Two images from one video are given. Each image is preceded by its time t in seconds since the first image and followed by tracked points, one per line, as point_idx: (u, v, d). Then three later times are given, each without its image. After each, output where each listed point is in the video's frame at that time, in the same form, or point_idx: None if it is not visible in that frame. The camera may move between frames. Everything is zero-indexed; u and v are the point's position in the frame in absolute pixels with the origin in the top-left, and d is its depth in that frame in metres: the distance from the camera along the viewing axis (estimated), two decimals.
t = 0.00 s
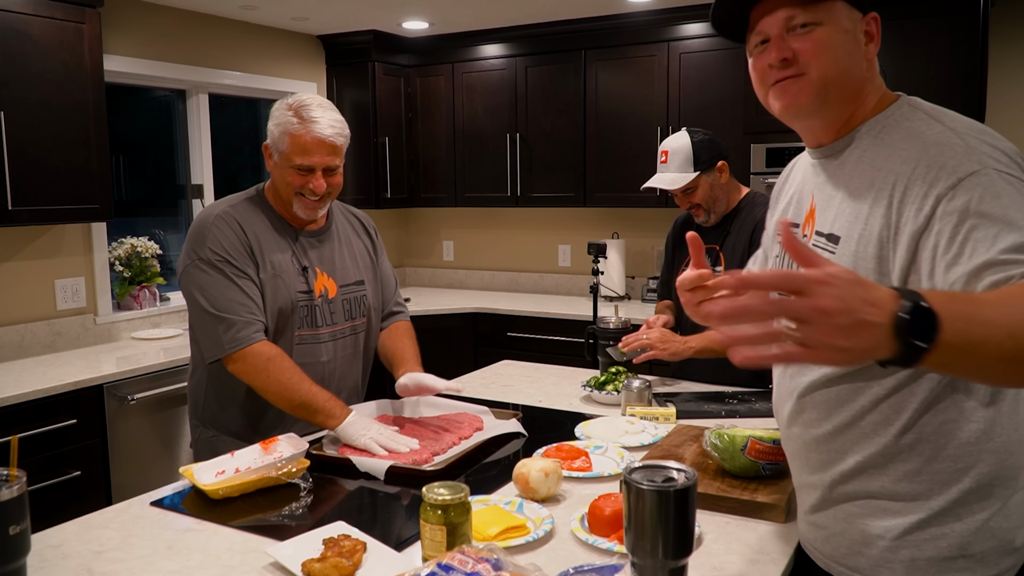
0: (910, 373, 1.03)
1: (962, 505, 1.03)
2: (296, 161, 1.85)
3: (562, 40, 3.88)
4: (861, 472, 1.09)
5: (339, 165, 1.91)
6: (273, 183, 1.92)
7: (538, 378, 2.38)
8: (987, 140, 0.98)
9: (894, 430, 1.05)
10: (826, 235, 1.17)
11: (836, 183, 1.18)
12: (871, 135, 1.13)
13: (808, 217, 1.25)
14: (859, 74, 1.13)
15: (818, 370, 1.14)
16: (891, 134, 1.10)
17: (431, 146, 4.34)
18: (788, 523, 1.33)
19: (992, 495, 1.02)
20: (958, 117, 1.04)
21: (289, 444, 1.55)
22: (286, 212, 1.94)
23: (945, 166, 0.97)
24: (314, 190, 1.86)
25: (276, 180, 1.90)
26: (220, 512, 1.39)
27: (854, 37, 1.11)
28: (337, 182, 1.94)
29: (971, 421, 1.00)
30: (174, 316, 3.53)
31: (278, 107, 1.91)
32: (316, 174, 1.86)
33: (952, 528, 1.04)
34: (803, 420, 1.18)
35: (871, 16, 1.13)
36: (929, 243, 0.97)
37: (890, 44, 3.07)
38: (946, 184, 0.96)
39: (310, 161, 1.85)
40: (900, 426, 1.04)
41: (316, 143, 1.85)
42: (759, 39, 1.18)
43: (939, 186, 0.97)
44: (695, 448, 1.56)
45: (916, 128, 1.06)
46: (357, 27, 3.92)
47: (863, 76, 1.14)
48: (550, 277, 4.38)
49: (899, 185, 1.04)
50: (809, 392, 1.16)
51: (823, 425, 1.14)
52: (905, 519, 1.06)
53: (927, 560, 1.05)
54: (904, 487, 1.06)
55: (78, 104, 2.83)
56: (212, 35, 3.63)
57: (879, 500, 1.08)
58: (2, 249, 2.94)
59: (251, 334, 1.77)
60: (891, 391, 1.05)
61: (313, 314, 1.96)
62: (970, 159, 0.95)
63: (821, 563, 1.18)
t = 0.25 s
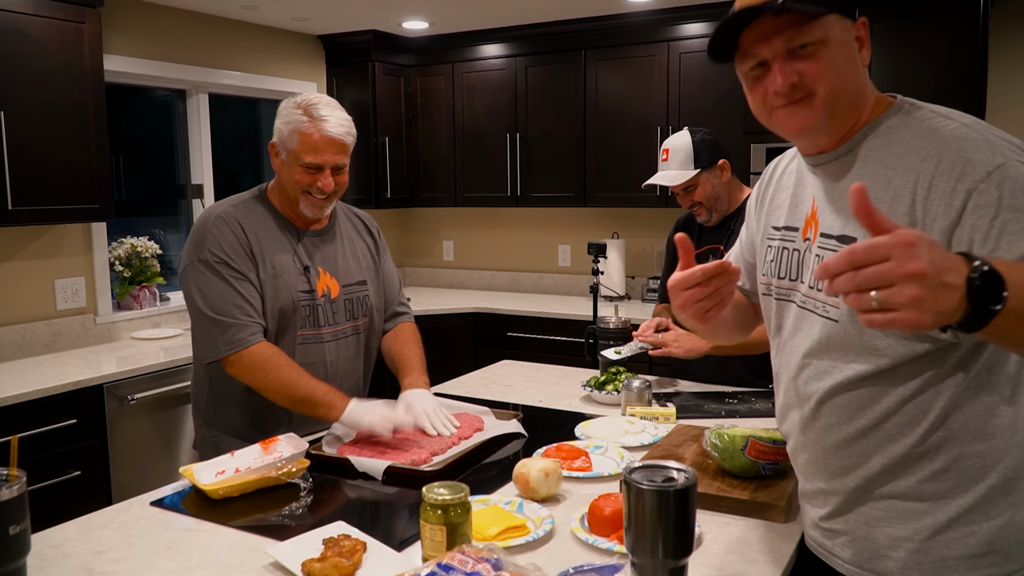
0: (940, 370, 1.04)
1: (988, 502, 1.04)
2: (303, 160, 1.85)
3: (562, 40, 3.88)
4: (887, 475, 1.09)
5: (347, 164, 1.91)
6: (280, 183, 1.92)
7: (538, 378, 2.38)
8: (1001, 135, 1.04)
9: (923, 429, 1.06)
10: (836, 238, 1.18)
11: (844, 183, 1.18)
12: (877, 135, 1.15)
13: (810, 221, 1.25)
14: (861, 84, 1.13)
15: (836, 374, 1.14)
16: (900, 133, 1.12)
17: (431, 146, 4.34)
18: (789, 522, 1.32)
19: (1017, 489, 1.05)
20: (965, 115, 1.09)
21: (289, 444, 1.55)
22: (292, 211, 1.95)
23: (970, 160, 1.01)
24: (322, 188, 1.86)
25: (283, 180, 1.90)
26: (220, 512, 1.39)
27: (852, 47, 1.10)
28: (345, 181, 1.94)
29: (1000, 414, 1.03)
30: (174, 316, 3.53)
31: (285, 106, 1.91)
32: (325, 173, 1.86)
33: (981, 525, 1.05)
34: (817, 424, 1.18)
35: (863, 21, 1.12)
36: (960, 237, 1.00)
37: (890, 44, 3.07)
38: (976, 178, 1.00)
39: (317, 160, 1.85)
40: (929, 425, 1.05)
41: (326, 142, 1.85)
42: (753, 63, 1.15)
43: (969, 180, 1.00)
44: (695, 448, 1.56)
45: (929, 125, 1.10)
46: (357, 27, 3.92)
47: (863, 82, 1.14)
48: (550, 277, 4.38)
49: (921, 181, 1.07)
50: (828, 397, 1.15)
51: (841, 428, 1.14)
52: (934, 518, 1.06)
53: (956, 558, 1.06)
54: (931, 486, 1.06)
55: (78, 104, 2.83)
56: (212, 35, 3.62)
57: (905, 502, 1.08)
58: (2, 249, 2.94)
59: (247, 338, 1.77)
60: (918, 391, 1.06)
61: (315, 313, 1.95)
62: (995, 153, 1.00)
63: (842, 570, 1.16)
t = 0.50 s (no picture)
0: (944, 374, 1.04)
1: (995, 501, 1.05)
2: (313, 162, 1.84)
3: (562, 40, 3.88)
4: (895, 477, 1.09)
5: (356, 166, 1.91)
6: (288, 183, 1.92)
7: (538, 378, 2.38)
8: (996, 137, 1.04)
9: (930, 431, 1.06)
10: (836, 245, 1.17)
11: (840, 189, 1.18)
12: (871, 139, 1.15)
13: (805, 228, 1.24)
14: (849, 87, 1.13)
15: (841, 379, 1.14)
16: (895, 137, 1.13)
17: (431, 146, 4.34)
18: (788, 522, 1.32)
19: None
20: (959, 117, 1.09)
21: (289, 444, 1.55)
22: (297, 210, 1.95)
23: (968, 165, 1.02)
24: (331, 190, 1.86)
25: (292, 180, 1.89)
26: (220, 512, 1.39)
27: (837, 50, 1.11)
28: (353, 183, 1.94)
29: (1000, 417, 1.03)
30: (174, 316, 3.53)
31: (296, 106, 1.90)
32: (334, 175, 1.86)
33: (990, 524, 1.05)
34: (819, 429, 1.18)
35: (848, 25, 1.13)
36: (961, 242, 1.00)
37: (890, 44, 3.07)
38: (975, 182, 1.00)
39: (327, 163, 1.85)
40: (936, 427, 1.05)
41: (337, 145, 1.85)
42: (742, 66, 1.17)
43: (968, 186, 1.00)
44: (695, 448, 1.56)
45: (924, 128, 1.10)
46: (357, 27, 3.92)
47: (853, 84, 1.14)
48: (550, 277, 4.38)
49: (919, 186, 1.07)
50: (835, 402, 1.14)
51: (846, 432, 1.14)
52: (942, 518, 1.07)
53: (965, 557, 1.06)
54: (939, 487, 1.06)
55: (78, 105, 2.84)
56: (212, 35, 3.62)
57: (913, 503, 1.09)
58: (2, 249, 2.94)
59: (253, 336, 1.77)
60: (924, 393, 1.06)
61: (322, 314, 1.95)
62: (992, 156, 1.00)
63: (851, 571, 1.15)
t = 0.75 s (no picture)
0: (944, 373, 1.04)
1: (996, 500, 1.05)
2: (343, 179, 1.84)
3: (562, 40, 3.88)
4: (896, 477, 1.10)
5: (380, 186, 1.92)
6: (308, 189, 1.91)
7: (538, 378, 2.38)
8: (987, 136, 1.04)
9: (930, 431, 1.06)
10: (832, 248, 1.17)
11: (834, 192, 1.19)
12: (863, 143, 1.15)
13: (802, 232, 1.25)
14: (844, 93, 1.14)
15: (842, 379, 1.14)
16: (887, 140, 1.13)
17: (431, 146, 4.34)
18: (788, 523, 1.32)
19: None
20: (951, 117, 1.09)
21: (289, 444, 1.55)
22: (311, 215, 1.95)
23: (959, 165, 1.01)
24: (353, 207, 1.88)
25: (314, 188, 1.89)
26: (220, 512, 1.39)
27: (830, 56, 1.12)
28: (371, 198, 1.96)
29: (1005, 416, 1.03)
30: (174, 316, 3.53)
31: (332, 113, 1.88)
32: (359, 192, 1.88)
33: (992, 523, 1.05)
34: (819, 431, 1.18)
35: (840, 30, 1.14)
36: (953, 242, 1.00)
37: (890, 44, 3.07)
38: (966, 182, 0.99)
39: (358, 181, 1.85)
40: (936, 426, 1.05)
41: (369, 165, 1.85)
42: (737, 76, 1.17)
43: (960, 186, 1.00)
44: (695, 448, 1.56)
45: (916, 131, 1.10)
46: (358, 27, 3.92)
47: (847, 88, 1.15)
48: (550, 277, 4.38)
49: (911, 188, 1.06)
50: (835, 403, 1.15)
51: (847, 434, 1.14)
52: (944, 517, 1.06)
53: (967, 556, 1.06)
54: (940, 486, 1.06)
55: (79, 105, 2.84)
56: (212, 34, 3.62)
57: (915, 503, 1.09)
58: (2, 249, 2.94)
59: (224, 343, 1.78)
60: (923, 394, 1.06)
61: (331, 318, 1.95)
62: (982, 156, 1.00)
63: (852, 571, 1.15)
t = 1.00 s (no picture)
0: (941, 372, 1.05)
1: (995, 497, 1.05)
2: (359, 191, 1.85)
3: (562, 40, 3.88)
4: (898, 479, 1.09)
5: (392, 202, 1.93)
6: (320, 191, 1.91)
7: (538, 378, 2.38)
8: (981, 138, 1.04)
9: (928, 430, 1.06)
10: (829, 249, 1.17)
11: (830, 194, 1.19)
12: (860, 144, 1.15)
13: (800, 233, 1.25)
14: (840, 96, 1.14)
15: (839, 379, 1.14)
16: (883, 142, 1.13)
17: (431, 146, 4.34)
18: (789, 522, 1.32)
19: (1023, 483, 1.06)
20: (947, 119, 1.09)
21: (289, 444, 1.55)
22: (318, 218, 1.95)
23: (954, 167, 1.01)
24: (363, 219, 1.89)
25: (327, 192, 1.89)
26: (220, 512, 1.39)
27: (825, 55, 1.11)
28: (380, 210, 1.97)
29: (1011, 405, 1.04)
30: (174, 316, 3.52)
31: (359, 125, 1.88)
32: (371, 206, 1.89)
33: (990, 520, 1.05)
34: (819, 431, 1.18)
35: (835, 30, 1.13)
36: (949, 244, 1.00)
37: (890, 44, 3.07)
38: (961, 185, 0.99)
39: (374, 196, 1.86)
40: (934, 425, 1.05)
41: (388, 183, 1.85)
42: (732, 82, 1.17)
43: (955, 187, 1.00)
44: (695, 448, 1.56)
45: (910, 133, 1.10)
46: (357, 27, 3.92)
47: (843, 91, 1.15)
48: (550, 277, 4.38)
49: (907, 191, 1.07)
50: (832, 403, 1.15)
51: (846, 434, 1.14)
52: (942, 515, 1.07)
53: (966, 554, 1.06)
54: (940, 484, 1.06)
55: (79, 105, 2.84)
56: (212, 34, 3.62)
57: (915, 503, 1.09)
58: (2, 249, 2.94)
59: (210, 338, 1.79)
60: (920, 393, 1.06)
61: (333, 319, 1.95)
62: (976, 158, 1.00)
63: (851, 569, 1.15)
